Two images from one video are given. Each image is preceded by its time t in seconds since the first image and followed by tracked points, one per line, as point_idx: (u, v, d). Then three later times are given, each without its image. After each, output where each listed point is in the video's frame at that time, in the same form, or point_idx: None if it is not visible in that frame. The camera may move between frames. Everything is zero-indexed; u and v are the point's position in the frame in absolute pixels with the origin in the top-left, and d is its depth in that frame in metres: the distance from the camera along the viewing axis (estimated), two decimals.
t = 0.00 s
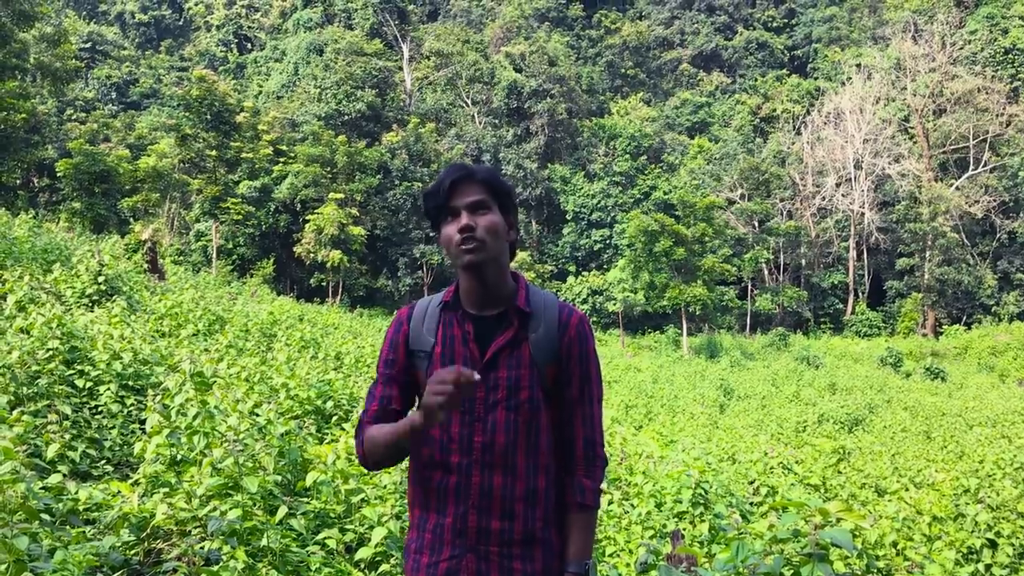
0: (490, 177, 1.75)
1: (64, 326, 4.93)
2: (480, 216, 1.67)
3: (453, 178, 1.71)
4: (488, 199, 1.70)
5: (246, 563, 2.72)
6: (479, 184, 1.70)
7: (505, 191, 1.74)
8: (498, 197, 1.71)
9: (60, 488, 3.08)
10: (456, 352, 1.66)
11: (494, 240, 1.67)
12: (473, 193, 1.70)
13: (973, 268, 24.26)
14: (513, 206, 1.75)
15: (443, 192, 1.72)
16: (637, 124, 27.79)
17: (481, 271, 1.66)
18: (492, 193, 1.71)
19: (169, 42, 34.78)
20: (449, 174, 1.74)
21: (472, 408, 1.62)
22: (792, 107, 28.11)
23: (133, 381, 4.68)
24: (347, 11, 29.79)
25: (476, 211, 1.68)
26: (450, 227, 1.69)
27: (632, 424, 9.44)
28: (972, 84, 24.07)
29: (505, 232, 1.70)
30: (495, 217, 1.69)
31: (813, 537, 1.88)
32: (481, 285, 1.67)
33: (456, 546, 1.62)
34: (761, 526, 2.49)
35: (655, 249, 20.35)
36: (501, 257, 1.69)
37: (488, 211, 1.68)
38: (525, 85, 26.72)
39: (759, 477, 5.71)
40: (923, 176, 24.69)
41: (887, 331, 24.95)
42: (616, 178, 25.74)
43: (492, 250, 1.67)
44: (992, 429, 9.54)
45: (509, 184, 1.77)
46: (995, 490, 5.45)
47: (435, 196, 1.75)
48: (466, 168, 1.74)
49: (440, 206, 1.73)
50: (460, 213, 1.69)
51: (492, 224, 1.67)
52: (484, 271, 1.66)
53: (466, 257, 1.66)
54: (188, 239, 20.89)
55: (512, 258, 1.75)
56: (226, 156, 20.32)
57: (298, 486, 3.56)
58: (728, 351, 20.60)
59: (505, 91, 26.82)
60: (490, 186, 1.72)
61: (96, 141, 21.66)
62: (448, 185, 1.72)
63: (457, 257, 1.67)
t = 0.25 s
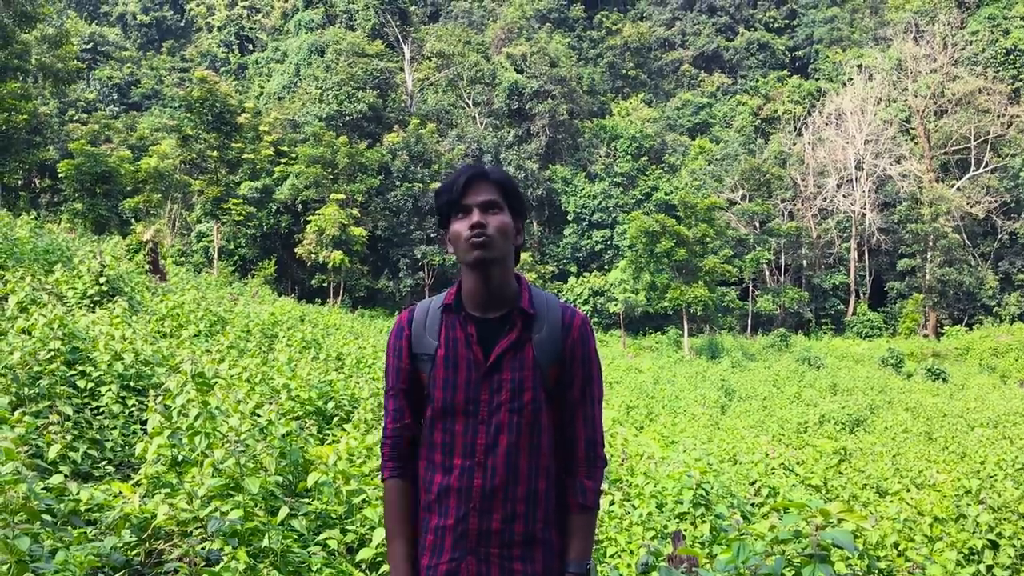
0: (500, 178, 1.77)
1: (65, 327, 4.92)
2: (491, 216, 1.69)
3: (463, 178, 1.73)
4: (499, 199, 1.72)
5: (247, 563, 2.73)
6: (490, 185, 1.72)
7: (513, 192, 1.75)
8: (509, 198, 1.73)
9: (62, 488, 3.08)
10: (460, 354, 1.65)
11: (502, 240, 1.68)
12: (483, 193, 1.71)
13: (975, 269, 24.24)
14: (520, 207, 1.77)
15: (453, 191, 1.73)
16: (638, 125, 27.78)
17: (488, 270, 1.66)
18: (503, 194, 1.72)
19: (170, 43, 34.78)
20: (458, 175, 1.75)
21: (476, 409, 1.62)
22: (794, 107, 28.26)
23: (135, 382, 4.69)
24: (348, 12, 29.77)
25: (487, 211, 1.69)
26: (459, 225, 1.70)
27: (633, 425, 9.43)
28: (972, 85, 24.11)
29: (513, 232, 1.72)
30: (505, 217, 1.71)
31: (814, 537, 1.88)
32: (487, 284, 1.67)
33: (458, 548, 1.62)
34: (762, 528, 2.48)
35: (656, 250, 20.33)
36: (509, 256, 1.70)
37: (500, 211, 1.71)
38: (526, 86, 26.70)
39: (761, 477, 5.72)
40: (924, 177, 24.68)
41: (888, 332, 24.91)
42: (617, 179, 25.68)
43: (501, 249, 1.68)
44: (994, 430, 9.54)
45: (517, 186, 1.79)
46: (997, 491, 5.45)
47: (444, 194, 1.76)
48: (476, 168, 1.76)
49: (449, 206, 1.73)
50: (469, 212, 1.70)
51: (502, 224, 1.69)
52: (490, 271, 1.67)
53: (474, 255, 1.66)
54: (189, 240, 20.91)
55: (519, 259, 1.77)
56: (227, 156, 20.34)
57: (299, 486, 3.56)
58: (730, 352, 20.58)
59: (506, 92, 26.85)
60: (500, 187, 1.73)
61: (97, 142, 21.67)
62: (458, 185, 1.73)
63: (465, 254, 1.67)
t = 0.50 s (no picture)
0: (505, 179, 1.77)
1: (66, 327, 4.92)
2: (495, 215, 1.69)
3: (467, 178, 1.73)
4: (503, 200, 1.72)
5: (249, 563, 2.74)
6: (495, 186, 1.73)
7: (517, 193, 1.76)
8: (514, 199, 1.74)
9: (63, 488, 3.07)
10: (461, 354, 1.65)
11: (506, 240, 1.69)
12: (488, 193, 1.71)
13: (976, 269, 24.23)
14: (524, 208, 1.78)
15: (457, 191, 1.73)
16: (639, 125, 27.77)
17: (491, 270, 1.67)
18: (507, 195, 1.73)
19: (171, 43, 34.80)
20: (462, 175, 1.76)
21: (477, 409, 1.62)
22: (795, 108, 28.14)
23: (136, 382, 4.69)
24: (349, 13, 29.80)
25: (491, 210, 1.69)
26: (462, 224, 1.70)
27: (634, 425, 9.42)
28: (974, 85, 24.12)
29: (517, 232, 1.72)
30: (509, 217, 1.71)
31: (816, 537, 1.88)
32: (489, 284, 1.68)
33: (459, 549, 1.61)
34: (765, 528, 2.48)
35: (657, 250, 20.33)
36: (512, 256, 1.71)
37: (504, 211, 1.71)
38: (527, 86, 26.74)
39: (762, 478, 5.72)
40: (925, 177, 24.68)
41: (889, 333, 24.90)
42: (618, 179, 25.47)
43: (505, 249, 1.69)
44: (995, 431, 9.53)
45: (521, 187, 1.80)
46: (998, 491, 5.44)
47: (448, 193, 1.76)
48: (481, 168, 1.76)
49: (453, 206, 1.74)
50: (474, 211, 1.70)
51: (506, 224, 1.69)
52: (493, 271, 1.67)
53: (478, 254, 1.67)
54: (190, 240, 20.93)
55: (522, 259, 1.77)
56: (229, 156, 20.35)
57: (300, 486, 3.55)
58: (731, 352, 20.59)
59: (507, 93, 26.89)
60: (505, 188, 1.74)
61: (98, 142, 21.69)
62: (463, 184, 1.73)
63: (468, 253, 1.68)
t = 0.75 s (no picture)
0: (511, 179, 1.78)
1: (68, 327, 4.93)
2: (499, 215, 1.70)
3: (472, 178, 1.74)
4: (508, 199, 1.72)
5: (250, 563, 2.74)
6: (501, 188, 1.73)
7: (522, 193, 1.77)
8: (520, 201, 1.74)
9: (64, 488, 3.06)
10: (465, 354, 1.65)
11: (511, 240, 1.69)
12: (493, 192, 1.72)
13: (978, 269, 24.21)
14: (528, 208, 1.78)
15: (462, 191, 1.74)
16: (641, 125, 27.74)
17: (496, 269, 1.67)
18: (513, 194, 1.73)
19: (173, 43, 34.83)
20: (467, 176, 1.76)
21: (482, 407, 1.62)
22: (797, 108, 27.58)
23: (137, 382, 4.69)
24: (351, 13, 29.80)
25: (496, 211, 1.69)
26: (467, 223, 1.70)
27: (636, 425, 9.42)
28: (976, 85, 24.10)
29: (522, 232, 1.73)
30: (514, 216, 1.71)
31: (818, 538, 1.87)
32: (495, 284, 1.68)
33: (464, 549, 1.61)
34: (766, 529, 2.48)
35: (659, 250, 20.32)
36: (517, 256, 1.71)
37: (509, 210, 1.71)
38: (528, 86, 26.74)
39: (764, 478, 5.72)
40: (927, 177, 24.66)
41: (891, 332, 24.87)
42: (620, 179, 25.57)
43: (509, 248, 1.69)
44: (998, 431, 9.51)
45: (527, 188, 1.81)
46: (1000, 492, 5.43)
47: (454, 193, 1.77)
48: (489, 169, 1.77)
49: (457, 206, 1.75)
50: (478, 211, 1.71)
51: (511, 221, 1.70)
52: (499, 270, 1.67)
53: (483, 255, 1.67)
54: (192, 240, 20.96)
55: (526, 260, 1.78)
56: (230, 156, 20.37)
57: (302, 486, 3.54)
58: (732, 352, 20.58)
59: (509, 93, 26.90)
60: (510, 188, 1.75)
61: (100, 142, 21.72)
62: (467, 184, 1.74)
63: (473, 253, 1.68)
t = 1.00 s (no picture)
0: (513, 179, 1.78)
1: (69, 327, 4.94)
2: (504, 215, 1.69)
3: (476, 178, 1.73)
4: (512, 199, 1.73)
5: (251, 563, 2.73)
6: (504, 188, 1.73)
7: (526, 192, 1.76)
8: (524, 201, 1.74)
9: (65, 488, 3.06)
10: (472, 353, 1.65)
11: (516, 240, 1.69)
12: (497, 193, 1.72)
13: (979, 269, 24.20)
14: (532, 208, 1.78)
15: (465, 192, 1.74)
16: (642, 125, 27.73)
17: (501, 270, 1.66)
18: (516, 194, 1.73)
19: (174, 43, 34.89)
20: (471, 175, 1.75)
21: (488, 407, 1.62)
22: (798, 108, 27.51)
23: (138, 382, 4.69)
24: (352, 13, 29.81)
25: (501, 212, 1.69)
26: (472, 224, 1.70)
27: (637, 425, 9.41)
28: (977, 84, 24.10)
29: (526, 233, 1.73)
30: (518, 216, 1.71)
31: (819, 538, 1.86)
32: (499, 283, 1.67)
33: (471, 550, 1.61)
34: (768, 529, 2.47)
35: (659, 250, 20.31)
36: (521, 256, 1.71)
37: (513, 211, 1.71)
38: (529, 86, 26.74)
39: (765, 478, 5.71)
40: (928, 177, 24.67)
41: (892, 332, 24.86)
42: (621, 179, 25.70)
43: (514, 248, 1.69)
44: (999, 431, 9.50)
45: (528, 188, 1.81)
46: (1001, 492, 5.43)
47: (457, 193, 1.77)
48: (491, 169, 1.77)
49: (461, 207, 1.74)
50: (483, 212, 1.71)
51: (515, 222, 1.70)
52: (504, 270, 1.67)
53: (488, 256, 1.66)
54: (193, 239, 20.97)
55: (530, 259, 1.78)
56: (231, 156, 20.39)
57: (303, 486, 3.54)
58: (733, 352, 20.57)
59: (510, 92, 26.92)
60: (514, 187, 1.74)
61: (101, 142, 21.75)
62: (470, 185, 1.74)
63: (479, 254, 1.67)
